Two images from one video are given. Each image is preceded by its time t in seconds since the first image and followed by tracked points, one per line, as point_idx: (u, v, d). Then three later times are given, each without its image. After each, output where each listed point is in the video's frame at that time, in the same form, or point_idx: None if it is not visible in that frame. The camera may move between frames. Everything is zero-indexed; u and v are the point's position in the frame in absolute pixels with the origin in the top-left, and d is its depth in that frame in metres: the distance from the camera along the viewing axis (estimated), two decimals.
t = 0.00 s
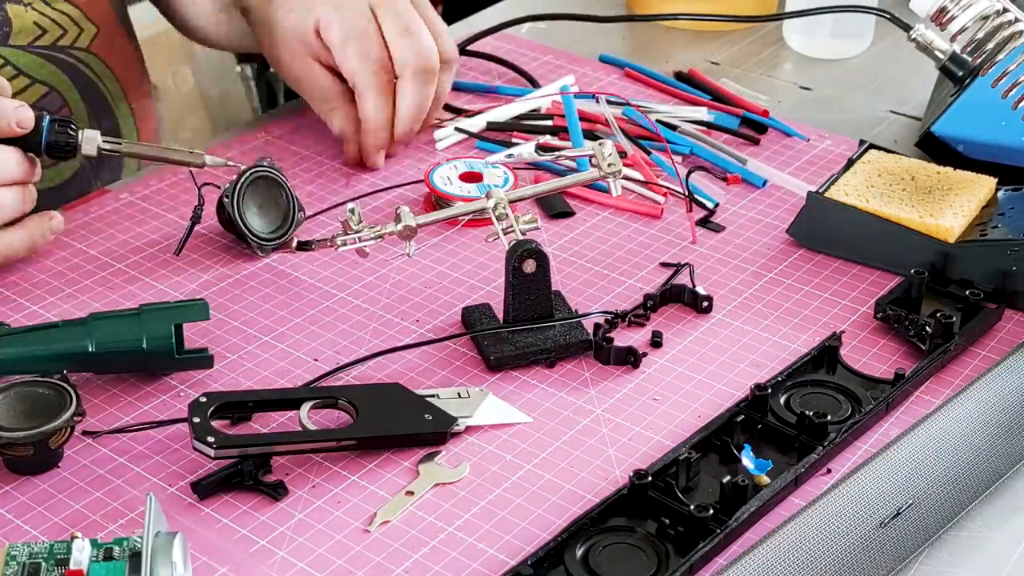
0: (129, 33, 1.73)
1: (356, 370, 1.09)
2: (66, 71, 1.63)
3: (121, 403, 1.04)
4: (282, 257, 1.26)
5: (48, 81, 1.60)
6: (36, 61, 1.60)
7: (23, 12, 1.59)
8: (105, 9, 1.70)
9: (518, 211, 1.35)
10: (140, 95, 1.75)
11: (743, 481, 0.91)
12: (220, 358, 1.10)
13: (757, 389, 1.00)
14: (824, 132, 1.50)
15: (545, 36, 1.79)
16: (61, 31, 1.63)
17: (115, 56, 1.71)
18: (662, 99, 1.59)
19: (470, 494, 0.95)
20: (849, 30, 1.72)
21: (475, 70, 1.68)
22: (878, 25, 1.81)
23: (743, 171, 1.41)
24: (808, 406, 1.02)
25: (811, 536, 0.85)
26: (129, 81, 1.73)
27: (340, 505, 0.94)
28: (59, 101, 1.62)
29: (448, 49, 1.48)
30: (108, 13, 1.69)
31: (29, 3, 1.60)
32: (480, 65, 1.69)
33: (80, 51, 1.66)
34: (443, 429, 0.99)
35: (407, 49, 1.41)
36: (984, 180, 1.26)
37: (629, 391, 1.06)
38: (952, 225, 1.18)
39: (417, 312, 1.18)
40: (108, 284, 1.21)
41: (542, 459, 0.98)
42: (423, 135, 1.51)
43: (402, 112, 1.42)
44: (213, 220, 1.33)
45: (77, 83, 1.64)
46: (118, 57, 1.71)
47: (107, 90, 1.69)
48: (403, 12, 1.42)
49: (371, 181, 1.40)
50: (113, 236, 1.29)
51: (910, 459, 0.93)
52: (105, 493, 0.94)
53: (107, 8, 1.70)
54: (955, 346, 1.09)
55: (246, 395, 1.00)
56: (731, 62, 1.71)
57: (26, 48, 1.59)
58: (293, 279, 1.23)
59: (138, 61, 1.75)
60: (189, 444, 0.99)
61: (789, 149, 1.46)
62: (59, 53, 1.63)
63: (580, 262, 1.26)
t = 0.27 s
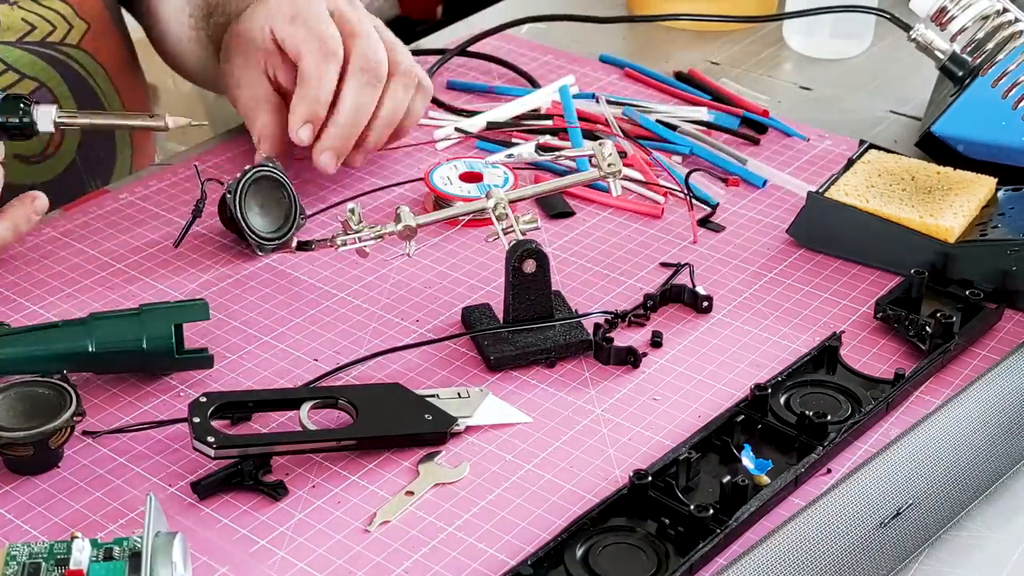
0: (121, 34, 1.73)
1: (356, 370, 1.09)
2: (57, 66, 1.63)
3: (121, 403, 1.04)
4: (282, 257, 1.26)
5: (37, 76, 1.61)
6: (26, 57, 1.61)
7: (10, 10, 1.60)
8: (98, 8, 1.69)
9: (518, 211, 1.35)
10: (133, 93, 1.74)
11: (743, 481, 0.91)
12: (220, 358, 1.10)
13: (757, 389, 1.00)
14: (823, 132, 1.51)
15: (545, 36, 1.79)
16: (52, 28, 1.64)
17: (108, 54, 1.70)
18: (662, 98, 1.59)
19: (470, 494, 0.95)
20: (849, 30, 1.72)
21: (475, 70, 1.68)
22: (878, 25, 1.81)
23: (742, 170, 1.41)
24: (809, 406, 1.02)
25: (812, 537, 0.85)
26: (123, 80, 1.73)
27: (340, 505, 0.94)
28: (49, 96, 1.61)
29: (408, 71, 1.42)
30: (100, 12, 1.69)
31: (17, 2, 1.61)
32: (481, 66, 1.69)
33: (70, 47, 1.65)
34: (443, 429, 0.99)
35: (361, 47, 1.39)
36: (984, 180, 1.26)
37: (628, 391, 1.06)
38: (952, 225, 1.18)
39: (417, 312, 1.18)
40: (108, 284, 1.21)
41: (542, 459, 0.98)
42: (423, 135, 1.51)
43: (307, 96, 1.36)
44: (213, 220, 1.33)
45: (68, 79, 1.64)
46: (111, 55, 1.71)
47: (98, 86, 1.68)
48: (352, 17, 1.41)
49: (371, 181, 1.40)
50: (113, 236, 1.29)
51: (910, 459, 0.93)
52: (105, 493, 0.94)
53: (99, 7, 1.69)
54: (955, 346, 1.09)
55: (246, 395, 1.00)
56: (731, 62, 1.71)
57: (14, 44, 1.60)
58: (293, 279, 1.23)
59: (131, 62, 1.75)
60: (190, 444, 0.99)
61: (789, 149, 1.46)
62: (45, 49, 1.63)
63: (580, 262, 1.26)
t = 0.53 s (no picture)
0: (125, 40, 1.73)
1: (356, 370, 1.09)
2: (62, 70, 1.63)
3: (121, 403, 1.04)
4: (282, 257, 1.26)
5: (41, 79, 1.60)
6: (32, 61, 1.60)
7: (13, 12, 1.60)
8: (104, 14, 1.69)
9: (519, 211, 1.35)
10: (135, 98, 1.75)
11: (743, 481, 0.91)
12: (220, 358, 1.10)
13: (757, 389, 1.00)
14: (824, 132, 1.50)
15: (545, 37, 1.79)
16: (56, 31, 1.63)
17: (112, 58, 1.71)
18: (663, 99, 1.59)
19: (470, 494, 0.95)
20: (849, 30, 1.72)
21: (476, 70, 1.68)
22: (878, 25, 1.81)
23: (743, 170, 1.41)
24: (809, 406, 1.02)
25: (811, 537, 0.85)
26: (127, 85, 1.73)
27: (340, 505, 0.94)
28: (53, 100, 1.61)
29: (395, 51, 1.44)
30: (106, 18, 1.69)
31: (20, 5, 1.61)
32: (481, 66, 1.69)
33: (75, 51, 1.65)
34: (443, 429, 0.99)
35: (339, 28, 1.40)
36: (984, 180, 1.26)
37: (629, 391, 1.06)
38: (952, 225, 1.18)
39: (417, 312, 1.18)
40: (109, 284, 1.21)
41: (542, 459, 0.98)
42: (423, 135, 1.51)
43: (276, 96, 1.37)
44: (213, 220, 1.33)
45: (73, 83, 1.64)
46: (115, 60, 1.71)
47: (103, 90, 1.68)
48: (331, 1, 1.42)
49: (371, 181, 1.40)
50: (113, 236, 1.29)
51: (910, 459, 0.93)
52: (105, 493, 0.94)
53: (105, 13, 1.69)
54: (955, 346, 1.09)
55: (246, 395, 1.00)
56: (731, 62, 1.71)
57: (19, 48, 1.60)
58: (293, 278, 1.23)
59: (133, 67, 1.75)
60: (190, 444, 0.99)
61: (789, 149, 1.46)
62: (51, 53, 1.62)
63: (580, 262, 1.26)
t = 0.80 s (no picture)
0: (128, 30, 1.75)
1: (355, 370, 1.09)
2: (63, 56, 1.63)
3: (121, 403, 1.04)
4: (282, 257, 1.26)
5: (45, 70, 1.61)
6: (32, 47, 1.60)
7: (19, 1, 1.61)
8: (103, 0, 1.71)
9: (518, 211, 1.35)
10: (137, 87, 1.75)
11: (743, 481, 0.91)
12: (219, 358, 1.10)
13: (757, 389, 1.00)
14: (823, 132, 1.50)
15: (544, 36, 1.79)
16: (57, 18, 1.64)
17: (113, 44, 1.71)
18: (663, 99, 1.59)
19: (470, 494, 0.95)
20: (849, 30, 1.72)
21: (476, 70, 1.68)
22: (878, 25, 1.81)
23: (743, 170, 1.41)
24: (809, 406, 1.02)
25: (811, 537, 0.85)
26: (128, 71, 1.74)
27: (340, 505, 0.94)
28: (55, 89, 1.61)
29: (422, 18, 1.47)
30: (104, 3, 1.71)
31: None
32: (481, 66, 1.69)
33: (76, 38, 1.66)
34: (443, 429, 0.99)
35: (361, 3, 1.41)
36: (984, 180, 1.26)
37: (629, 391, 1.06)
38: (952, 225, 1.18)
39: (416, 313, 1.18)
40: (108, 284, 1.21)
41: (542, 459, 0.98)
42: (423, 135, 1.51)
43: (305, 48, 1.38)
44: (213, 220, 1.33)
45: (73, 68, 1.64)
46: (116, 47, 1.72)
47: (104, 79, 1.69)
48: None
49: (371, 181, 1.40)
50: (112, 236, 1.29)
51: (909, 460, 0.93)
52: (105, 493, 0.94)
53: None
54: (955, 346, 1.09)
55: (246, 395, 1.00)
56: (730, 62, 1.71)
57: (22, 34, 1.60)
58: (293, 279, 1.23)
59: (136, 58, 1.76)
60: (190, 444, 0.99)
61: (789, 149, 1.46)
62: (54, 39, 1.63)
63: (580, 262, 1.26)
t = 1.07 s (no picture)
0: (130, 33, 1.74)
1: (355, 370, 1.09)
2: (64, 61, 1.63)
3: (121, 403, 1.04)
4: (282, 257, 1.26)
5: (47, 74, 1.61)
6: (35, 53, 1.61)
7: (20, 5, 1.62)
8: (104, 3, 1.71)
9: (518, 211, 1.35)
10: (138, 88, 1.75)
11: (743, 481, 0.91)
12: (219, 358, 1.10)
13: (757, 389, 1.00)
14: (823, 132, 1.50)
15: (544, 36, 1.79)
16: (59, 24, 1.65)
17: (115, 48, 1.71)
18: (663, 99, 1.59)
19: (470, 494, 0.95)
20: (849, 30, 1.72)
21: (476, 70, 1.68)
22: (878, 25, 1.81)
23: (743, 170, 1.41)
24: (809, 406, 1.02)
25: (811, 537, 0.85)
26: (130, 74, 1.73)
27: (340, 505, 0.94)
28: (58, 93, 1.61)
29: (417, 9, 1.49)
30: (104, 7, 1.70)
31: None
32: (482, 66, 1.69)
33: (78, 43, 1.66)
34: (443, 429, 0.99)
35: None
36: (984, 180, 1.26)
37: (629, 391, 1.06)
38: (952, 225, 1.18)
39: (416, 313, 1.18)
40: (108, 284, 1.21)
41: (542, 459, 0.98)
42: (423, 135, 1.51)
43: (303, 40, 1.39)
44: (213, 220, 1.33)
45: (75, 73, 1.64)
46: (118, 51, 1.71)
47: (107, 84, 1.69)
48: None
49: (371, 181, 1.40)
50: (112, 236, 1.29)
51: (909, 460, 0.93)
52: (105, 493, 0.94)
53: (104, 2, 1.71)
54: (955, 346, 1.09)
55: (246, 395, 1.00)
56: (730, 62, 1.71)
57: (24, 40, 1.60)
58: (293, 279, 1.23)
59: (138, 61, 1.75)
60: (190, 444, 0.99)
61: (789, 149, 1.46)
62: (54, 44, 1.63)
63: (580, 262, 1.26)
